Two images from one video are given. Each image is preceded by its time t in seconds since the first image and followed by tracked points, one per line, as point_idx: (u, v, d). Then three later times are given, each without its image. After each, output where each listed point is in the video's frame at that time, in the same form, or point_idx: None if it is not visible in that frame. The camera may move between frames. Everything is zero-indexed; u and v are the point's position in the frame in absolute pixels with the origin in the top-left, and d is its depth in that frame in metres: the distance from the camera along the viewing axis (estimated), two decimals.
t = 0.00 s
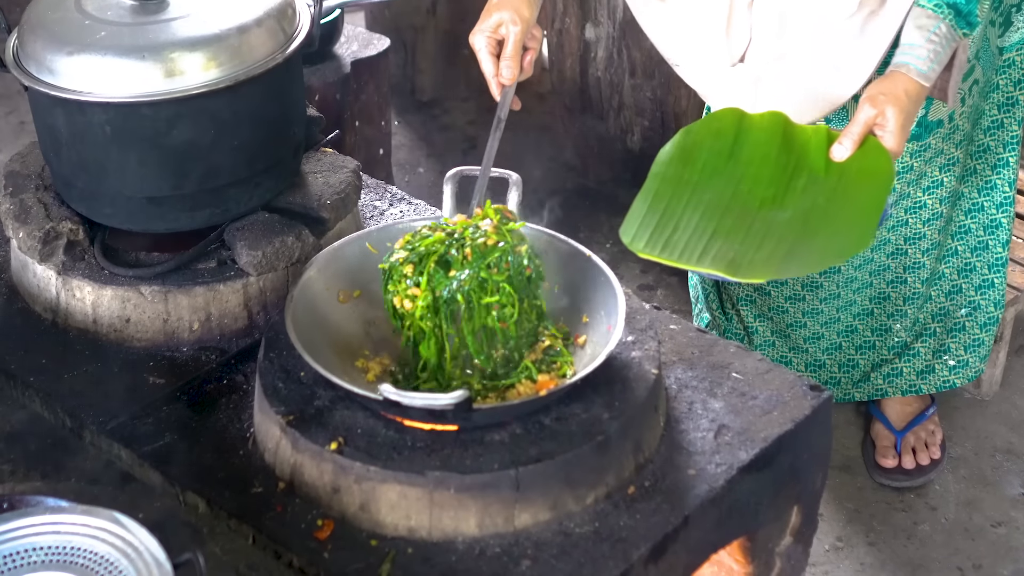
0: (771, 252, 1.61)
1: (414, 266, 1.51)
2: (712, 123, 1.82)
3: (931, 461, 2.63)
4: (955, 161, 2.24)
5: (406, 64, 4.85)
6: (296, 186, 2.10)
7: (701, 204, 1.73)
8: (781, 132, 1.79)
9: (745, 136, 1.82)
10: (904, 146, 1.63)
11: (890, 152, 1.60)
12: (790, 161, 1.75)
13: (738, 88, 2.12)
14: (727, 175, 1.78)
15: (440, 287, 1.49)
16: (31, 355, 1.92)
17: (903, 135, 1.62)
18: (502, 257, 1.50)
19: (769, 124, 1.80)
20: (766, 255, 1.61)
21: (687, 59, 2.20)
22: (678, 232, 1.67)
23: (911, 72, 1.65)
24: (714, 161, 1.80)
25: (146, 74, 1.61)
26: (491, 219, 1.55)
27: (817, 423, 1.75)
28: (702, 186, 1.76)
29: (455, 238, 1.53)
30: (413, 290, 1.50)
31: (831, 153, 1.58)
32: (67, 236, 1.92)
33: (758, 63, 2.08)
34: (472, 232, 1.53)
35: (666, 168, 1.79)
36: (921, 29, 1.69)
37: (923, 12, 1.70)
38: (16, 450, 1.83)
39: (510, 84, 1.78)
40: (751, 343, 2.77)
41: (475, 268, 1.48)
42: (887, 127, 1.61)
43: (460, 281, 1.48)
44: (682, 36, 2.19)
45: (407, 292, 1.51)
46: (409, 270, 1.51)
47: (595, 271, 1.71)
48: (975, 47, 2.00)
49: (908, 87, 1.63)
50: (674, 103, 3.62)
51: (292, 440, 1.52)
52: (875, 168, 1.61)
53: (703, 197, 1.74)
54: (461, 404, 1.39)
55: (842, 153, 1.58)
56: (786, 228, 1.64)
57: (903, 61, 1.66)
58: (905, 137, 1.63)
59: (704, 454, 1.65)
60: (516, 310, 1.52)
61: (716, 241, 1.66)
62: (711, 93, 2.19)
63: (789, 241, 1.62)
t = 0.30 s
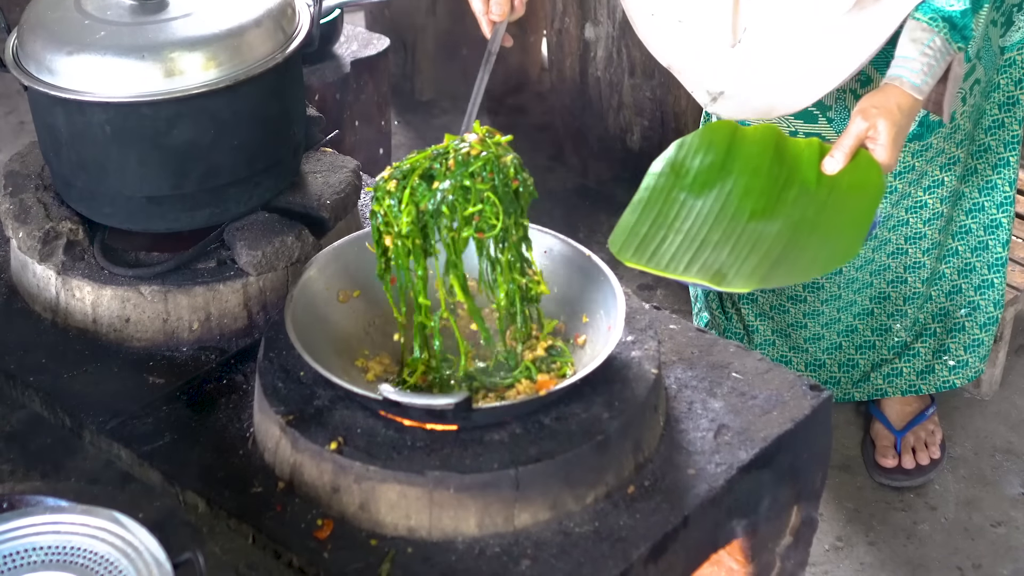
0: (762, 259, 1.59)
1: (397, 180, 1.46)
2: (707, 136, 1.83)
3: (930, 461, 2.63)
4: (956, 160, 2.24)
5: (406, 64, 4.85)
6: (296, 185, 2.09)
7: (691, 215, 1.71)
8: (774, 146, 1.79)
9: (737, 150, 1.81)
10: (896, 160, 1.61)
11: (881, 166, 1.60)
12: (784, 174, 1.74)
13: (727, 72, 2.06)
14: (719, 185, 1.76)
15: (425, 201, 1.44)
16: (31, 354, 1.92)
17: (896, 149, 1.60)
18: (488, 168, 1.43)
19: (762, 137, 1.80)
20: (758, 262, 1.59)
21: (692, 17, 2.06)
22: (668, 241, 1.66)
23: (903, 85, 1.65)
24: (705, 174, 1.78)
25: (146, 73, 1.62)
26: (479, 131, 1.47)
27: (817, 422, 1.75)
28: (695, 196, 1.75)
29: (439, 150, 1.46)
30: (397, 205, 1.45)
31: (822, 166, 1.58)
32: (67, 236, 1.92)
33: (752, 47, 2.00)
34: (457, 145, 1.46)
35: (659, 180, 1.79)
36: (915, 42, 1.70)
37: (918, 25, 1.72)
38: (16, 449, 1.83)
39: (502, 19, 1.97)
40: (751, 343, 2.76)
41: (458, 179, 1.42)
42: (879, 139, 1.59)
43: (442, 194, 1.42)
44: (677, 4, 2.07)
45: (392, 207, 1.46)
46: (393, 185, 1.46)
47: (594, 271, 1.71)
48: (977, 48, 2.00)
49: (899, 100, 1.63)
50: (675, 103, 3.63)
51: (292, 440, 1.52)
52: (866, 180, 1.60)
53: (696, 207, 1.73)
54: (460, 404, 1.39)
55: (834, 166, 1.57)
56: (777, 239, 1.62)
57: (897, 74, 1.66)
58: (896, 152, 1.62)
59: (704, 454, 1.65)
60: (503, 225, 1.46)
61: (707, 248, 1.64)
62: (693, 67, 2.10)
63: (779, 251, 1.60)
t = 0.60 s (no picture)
0: (757, 262, 1.55)
1: (384, 58, 1.38)
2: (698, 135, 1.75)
3: (930, 461, 2.63)
4: (957, 161, 2.25)
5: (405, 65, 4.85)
6: (296, 186, 2.09)
7: (683, 217, 1.66)
8: (768, 147, 1.71)
9: (731, 149, 1.73)
10: (892, 164, 1.65)
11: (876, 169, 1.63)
12: (778, 178, 1.67)
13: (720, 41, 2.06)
14: (711, 186, 1.70)
15: (413, 77, 1.36)
16: (31, 355, 1.92)
17: (891, 153, 1.64)
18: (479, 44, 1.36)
19: (756, 138, 1.72)
20: (753, 265, 1.55)
21: None
22: (660, 242, 1.61)
23: (900, 89, 1.66)
24: (697, 175, 1.71)
25: (146, 74, 1.62)
26: (472, 16, 1.40)
27: (817, 423, 1.75)
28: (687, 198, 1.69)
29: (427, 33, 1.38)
30: (382, 87, 1.37)
31: (818, 169, 1.58)
32: (67, 236, 1.92)
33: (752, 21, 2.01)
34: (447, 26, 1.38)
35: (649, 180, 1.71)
36: (913, 46, 1.68)
37: (915, 30, 1.70)
38: (15, 449, 1.83)
39: None
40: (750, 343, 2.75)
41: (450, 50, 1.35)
42: (875, 145, 1.63)
43: (432, 70, 1.35)
44: None
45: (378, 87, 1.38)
46: (379, 63, 1.37)
47: (594, 271, 1.70)
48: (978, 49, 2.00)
49: (895, 105, 1.65)
50: (674, 103, 3.64)
51: (292, 440, 1.52)
52: (861, 184, 1.60)
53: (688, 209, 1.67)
54: (460, 405, 1.39)
55: (829, 170, 1.58)
56: (773, 243, 1.58)
57: (893, 78, 1.67)
58: (891, 156, 1.65)
59: (704, 454, 1.65)
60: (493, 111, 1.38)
61: (700, 252, 1.58)
62: (687, 37, 2.10)
63: (774, 254, 1.57)
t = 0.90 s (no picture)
0: (723, 268, 1.56)
1: (386, 195, 1.44)
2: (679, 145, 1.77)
3: (930, 461, 2.63)
4: (958, 162, 2.25)
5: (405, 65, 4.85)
6: (296, 186, 2.09)
7: (654, 224, 1.66)
8: (742, 159, 1.73)
9: (707, 161, 1.75)
10: (864, 176, 1.62)
11: (847, 183, 1.60)
12: (750, 189, 1.68)
13: (729, 73, 2.08)
14: (684, 196, 1.70)
15: (414, 216, 1.42)
16: (30, 355, 1.92)
17: (863, 165, 1.61)
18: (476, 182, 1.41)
19: (732, 148, 1.74)
20: (718, 271, 1.55)
21: (695, 19, 2.06)
22: (629, 249, 1.61)
23: (877, 101, 1.62)
24: (672, 184, 1.72)
25: (146, 74, 1.62)
26: (470, 146, 1.45)
27: (817, 423, 1.75)
28: (659, 208, 1.69)
29: (429, 166, 1.44)
30: (385, 220, 1.44)
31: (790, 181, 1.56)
32: (66, 236, 1.92)
33: (759, 49, 2.01)
34: (447, 159, 1.43)
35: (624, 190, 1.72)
36: (892, 56, 1.64)
37: (897, 39, 1.65)
38: (15, 449, 1.83)
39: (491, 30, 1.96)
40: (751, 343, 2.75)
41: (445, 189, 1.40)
42: (847, 157, 1.60)
43: (431, 209, 1.41)
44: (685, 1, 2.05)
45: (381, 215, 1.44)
46: (381, 200, 1.44)
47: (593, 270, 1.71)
48: (978, 49, 2.03)
49: (871, 117, 1.61)
50: (674, 103, 3.64)
51: (292, 440, 1.52)
52: (832, 197, 1.59)
53: (659, 218, 1.67)
54: (460, 405, 1.39)
55: (801, 181, 1.55)
56: (741, 250, 1.59)
57: (871, 88, 1.63)
58: (864, 169, 1.62)
59: (704, 454, 1.65)
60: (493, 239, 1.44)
61: (668, 257, 1.59)
62: (699, 69, 2.12)
63: (741, 263, 1.56)
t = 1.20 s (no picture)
0: (667, 298, 1.53)
1: (378, 105, 1.38)
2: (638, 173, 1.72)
3: (930, 461, 2.63)
4: (955, 162, 2.24)
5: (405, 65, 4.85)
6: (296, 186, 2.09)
7: (606, 251, 1.63)
8: (700, 181, 1.68)
9: (664, 185, 1.70)
10: (816, 202, 1.70)
11: (801, 210, 1.68)
12: (705, 212, 1.65)
13: (667, 40, 2.07)
14: (639, 221, 1.67)
15: (409, 124, 1.37)
16: (30, 355, 1.92)
17: (816, 191, 1.69)
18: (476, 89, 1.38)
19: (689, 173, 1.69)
20: (662, 301, 1.52)
21: None
22: (577, 277, 1.59)
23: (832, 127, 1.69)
24: (628, 210, 1.69)
25: (146, 74, 1.62)
26: (462, 55, 1.41)
27: (817, 423, 1.75)
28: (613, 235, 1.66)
29: (420, 75, 1.40)
30: (378, 131, 1.37)
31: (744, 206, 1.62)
32: (67, 237, 1.92)
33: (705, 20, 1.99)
34: (441, 68, 1.39)
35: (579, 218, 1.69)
36: (850, 79, 1.67)
37: (856, 61, 1.67)
38: (14, 450, 1.83)
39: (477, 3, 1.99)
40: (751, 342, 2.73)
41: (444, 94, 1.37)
42: (800, 182, 1.67)
43: (428, 117, 1.36)
44: None
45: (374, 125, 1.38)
46: (373, 110, 1.38)
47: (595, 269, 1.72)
48: (974, 49, 2.02)
49: (826, 142, 1.69)
50: (674, 103, 3.64)
51: (292, 440, 1.52)
52: (781, 223, 1.61)
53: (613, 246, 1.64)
54: (460, 405, 1.39)
55: (755, 207, 1.61)
56: (686, 279, 1.57)
57: (826, 113, 1.69)
58: (819, 192, 1.70)
59: (704, 454, 1.65)
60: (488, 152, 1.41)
61: (615, 285, 1.56)
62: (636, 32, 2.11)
63: (689, 289, 1.54)
